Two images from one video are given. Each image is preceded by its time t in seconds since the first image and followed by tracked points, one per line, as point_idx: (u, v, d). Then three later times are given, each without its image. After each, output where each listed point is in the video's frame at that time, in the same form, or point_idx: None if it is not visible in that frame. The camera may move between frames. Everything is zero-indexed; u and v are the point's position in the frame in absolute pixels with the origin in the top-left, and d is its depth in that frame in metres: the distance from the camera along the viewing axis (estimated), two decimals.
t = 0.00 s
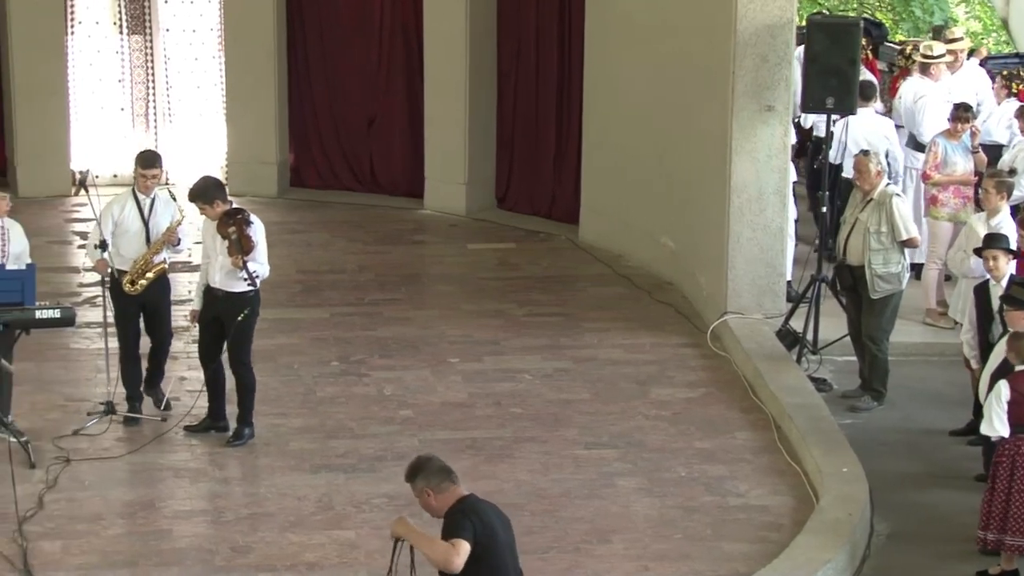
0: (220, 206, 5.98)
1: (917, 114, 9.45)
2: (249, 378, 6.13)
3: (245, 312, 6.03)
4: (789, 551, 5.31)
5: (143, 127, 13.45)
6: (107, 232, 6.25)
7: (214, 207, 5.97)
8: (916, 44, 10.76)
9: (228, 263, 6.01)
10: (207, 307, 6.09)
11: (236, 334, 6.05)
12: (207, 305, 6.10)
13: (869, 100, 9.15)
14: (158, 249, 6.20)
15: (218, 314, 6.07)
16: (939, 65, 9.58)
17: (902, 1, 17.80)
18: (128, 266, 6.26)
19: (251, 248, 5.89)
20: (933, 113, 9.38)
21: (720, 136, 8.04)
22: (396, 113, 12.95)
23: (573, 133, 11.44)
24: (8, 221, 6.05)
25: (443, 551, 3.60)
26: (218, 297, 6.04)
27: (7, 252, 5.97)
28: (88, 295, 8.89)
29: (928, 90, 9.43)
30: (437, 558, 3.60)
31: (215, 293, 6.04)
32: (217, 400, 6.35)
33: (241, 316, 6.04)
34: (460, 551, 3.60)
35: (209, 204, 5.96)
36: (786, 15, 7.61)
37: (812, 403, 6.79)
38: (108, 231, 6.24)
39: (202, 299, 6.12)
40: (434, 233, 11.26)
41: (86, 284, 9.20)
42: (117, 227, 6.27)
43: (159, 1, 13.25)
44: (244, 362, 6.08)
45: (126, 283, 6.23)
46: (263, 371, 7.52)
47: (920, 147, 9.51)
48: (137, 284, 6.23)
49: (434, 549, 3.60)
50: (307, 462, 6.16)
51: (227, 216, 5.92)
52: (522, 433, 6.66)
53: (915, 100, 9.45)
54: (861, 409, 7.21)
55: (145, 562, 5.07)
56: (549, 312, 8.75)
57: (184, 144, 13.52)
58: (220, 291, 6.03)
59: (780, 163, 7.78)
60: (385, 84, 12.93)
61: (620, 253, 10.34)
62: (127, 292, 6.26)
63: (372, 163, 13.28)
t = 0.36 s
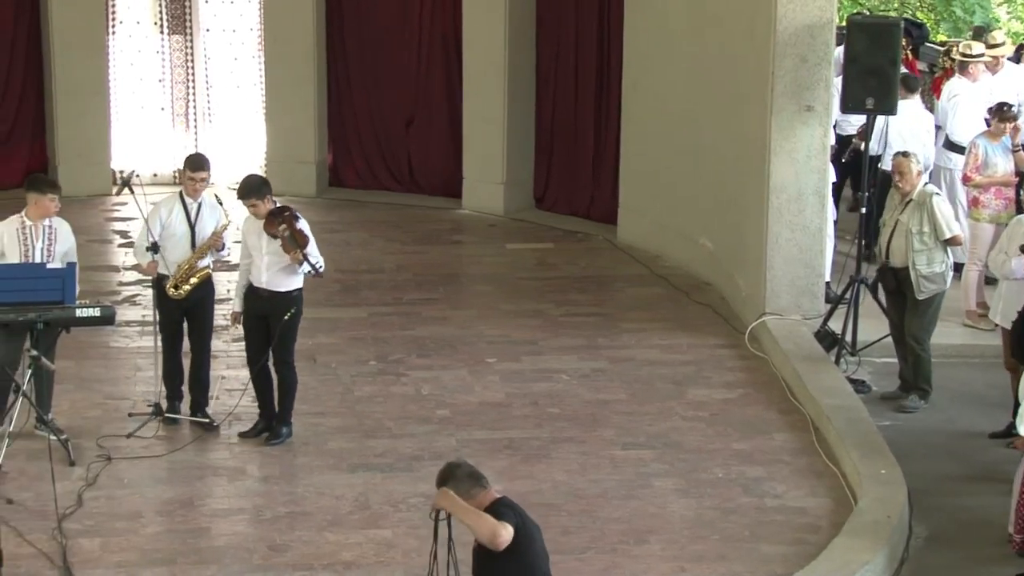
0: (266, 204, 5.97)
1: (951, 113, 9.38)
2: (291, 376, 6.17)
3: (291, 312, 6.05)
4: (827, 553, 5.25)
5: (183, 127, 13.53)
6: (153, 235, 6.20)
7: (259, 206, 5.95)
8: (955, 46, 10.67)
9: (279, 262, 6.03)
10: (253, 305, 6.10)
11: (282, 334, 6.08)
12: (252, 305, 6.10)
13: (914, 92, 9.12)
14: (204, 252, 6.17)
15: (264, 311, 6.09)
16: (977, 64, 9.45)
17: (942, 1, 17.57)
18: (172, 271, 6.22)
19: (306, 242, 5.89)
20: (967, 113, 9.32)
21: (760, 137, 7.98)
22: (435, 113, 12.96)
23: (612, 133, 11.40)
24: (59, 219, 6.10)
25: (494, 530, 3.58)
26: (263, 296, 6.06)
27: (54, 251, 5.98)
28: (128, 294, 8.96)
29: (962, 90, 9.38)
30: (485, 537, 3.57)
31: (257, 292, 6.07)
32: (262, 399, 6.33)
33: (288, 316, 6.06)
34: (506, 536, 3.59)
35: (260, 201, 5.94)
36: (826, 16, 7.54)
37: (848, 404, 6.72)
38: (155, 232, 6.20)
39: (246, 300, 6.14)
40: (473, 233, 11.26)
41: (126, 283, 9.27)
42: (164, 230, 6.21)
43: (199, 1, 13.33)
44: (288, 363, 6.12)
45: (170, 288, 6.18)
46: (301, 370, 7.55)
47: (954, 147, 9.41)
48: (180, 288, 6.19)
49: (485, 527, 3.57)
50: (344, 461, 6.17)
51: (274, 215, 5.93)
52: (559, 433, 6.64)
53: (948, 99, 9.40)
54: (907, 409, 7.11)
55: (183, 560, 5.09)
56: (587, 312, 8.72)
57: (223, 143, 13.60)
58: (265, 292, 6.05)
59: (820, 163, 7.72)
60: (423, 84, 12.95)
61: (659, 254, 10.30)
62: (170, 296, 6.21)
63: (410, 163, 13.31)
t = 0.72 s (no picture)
0: (296, 203, 5.94)
1: (983, 114, 9.27)
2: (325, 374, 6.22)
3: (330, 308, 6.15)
4: (859, 554, 5.21)
5: (216, 126, 13.61)
6: (195, 237, 6.18)
7: (290, 205, 5.92)
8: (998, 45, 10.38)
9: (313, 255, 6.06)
10: (291, 306, 6.14)
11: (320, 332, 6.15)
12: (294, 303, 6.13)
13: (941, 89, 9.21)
14: (246, 254, 6.15)
15: (306, 309, 6.14)
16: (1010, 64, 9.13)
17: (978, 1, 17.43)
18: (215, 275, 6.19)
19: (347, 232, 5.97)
20: (997, 113, 9.22)
21: (792, 137, 7.92)
22: (467, 113, 12.96)
23: (643, 133, 11.37)
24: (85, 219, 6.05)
25: (534, 487, 3.39)
26: (302, 295, 6.10)
27: (81, 251, 5.95)
28: (161, 293, 9.02)
29: (995, 90, 9.23)
30: (524, 493, 3.37)
31: (294, 291, 6.10)
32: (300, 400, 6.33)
33: (327, 312, 6.16)
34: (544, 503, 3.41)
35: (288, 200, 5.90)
36: (860, 16, 7.47)
37: (880, 406, 6.66)
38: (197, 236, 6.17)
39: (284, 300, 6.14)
40: (504, 233, 11.25)
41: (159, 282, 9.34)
42: (206, 232, 6.20)
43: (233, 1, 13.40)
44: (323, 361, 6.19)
45: (213, 291, 6.15)
46: (331, 369, 7.57)
47: (989, 148, 9.34)
48: (224, 292, 6.16)
49: (525, 480, 3.37)
50: (374, 460, 6.18)
51: (309, 212, 5.96)
52: (590, 434, 6.62)
53: (981, 98, 9.27)
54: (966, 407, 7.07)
55: (213, 558, 5.11)
56: (618, 313, 8.70)
57: (257, 143, 13.75)
58: (304, 290, 6.09)
59: (852, 164, 7.65)
60: (456, 84, 12.95)
61: (691, 255, 10.25)
62: (212, 299, 6.17)
63: (442, 163, 13.32)
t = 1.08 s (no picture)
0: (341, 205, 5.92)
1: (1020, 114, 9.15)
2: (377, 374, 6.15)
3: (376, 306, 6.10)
4: (892, 556, 5.16)
5: (250, 126, 13.69)
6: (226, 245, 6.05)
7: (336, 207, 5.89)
8: None
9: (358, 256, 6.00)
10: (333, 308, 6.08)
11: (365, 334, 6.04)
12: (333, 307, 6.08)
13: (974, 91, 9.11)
14: (279, 260, 6.08)
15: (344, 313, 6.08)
16: None
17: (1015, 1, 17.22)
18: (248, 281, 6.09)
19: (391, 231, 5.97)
20: None
21: (826, 137, 7.86)
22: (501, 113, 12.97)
23: (677, 133, 11.33)
24: (101, 218, 6.03)
25: (564, 473, 3.60)
26: (348, 297, 6.04)
27: (96, 249, 5.92)
28: (195, 292, 9.08)
29: None
30: (554, 476, 3.59)
31: (340, 293, 6.03)
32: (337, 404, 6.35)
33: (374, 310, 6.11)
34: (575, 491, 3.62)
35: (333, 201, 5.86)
36: (894, 16, 7.40)
37: (915, 407, 6.61)
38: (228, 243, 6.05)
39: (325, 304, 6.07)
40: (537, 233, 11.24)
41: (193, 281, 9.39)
42: (237, 239, 6.07)
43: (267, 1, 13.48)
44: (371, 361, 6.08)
45: (248, 300, 6.05)
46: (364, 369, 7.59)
47: None
48: (259, 299, 6.07)
49: (555, 465, 3.60)
50: (407, 460, 6.18)
51: (352, 213, 5.94)
52: (623, 434, 6.60)
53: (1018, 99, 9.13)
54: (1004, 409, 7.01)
55: (246, 557, 5.13)
56: (650, 313, 8.67)
57: (291, 143, 13.82)
58: (348, 292, 6.03)
59: (887, 164, 7.59)
60: (489, 84, 12.95)
61: (724, 255, 10.20)
62: (248, 308, 6.08)
63: (476, 163, 13.33)
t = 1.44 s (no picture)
0: (392, 218, 5.85)
1: None
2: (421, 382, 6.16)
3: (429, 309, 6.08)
4: (925, 558, 5.11)
5: (284, 126, 13.76)
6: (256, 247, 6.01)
7: (388, 221, 5.83)
8: None
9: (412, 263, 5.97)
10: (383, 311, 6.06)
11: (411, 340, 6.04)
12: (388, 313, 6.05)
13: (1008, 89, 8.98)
14: (309, 264, 6.06)
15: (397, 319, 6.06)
16: None
17: None
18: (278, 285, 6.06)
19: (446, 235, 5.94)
20: None
21: (859, 137, 7.80)
22: (532, 113, 12.98)
23: (710, 133, 11.29)
24: (122, 215, 6.03)
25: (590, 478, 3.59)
26: (402, 302, 6.01)
27: (113, 248, 5.93)
28: (228, 292, 9.14)
29: None
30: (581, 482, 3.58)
31: (396, 298, 6.00)
32: (371, 406, 6.39)
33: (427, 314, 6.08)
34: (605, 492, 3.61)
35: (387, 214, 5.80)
36: (928, 16, 7.33)
37: (950, 409, 6.54)
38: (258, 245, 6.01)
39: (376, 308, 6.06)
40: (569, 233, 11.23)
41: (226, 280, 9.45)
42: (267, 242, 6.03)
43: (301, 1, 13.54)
44: (415, 364, 6.10)
45: (276, 304, 6.02)
46: (395, 368, 7.60)
47: None
48: (288, 303, 6.04)
49: (579, 471, 3.59)
50: (438, 459, 6.19)
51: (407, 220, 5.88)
52: (654, 435, 6.57)
53: None
54: None
55: (278, 556, 5.15)
56: (682, 314, 8.63)
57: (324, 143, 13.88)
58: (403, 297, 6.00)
59: (920, 165, 7.52)
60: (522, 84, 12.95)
61: (756, 255, 10.15)
62: (275, 312, 6.04)
63: (508, 163, 13.33)
